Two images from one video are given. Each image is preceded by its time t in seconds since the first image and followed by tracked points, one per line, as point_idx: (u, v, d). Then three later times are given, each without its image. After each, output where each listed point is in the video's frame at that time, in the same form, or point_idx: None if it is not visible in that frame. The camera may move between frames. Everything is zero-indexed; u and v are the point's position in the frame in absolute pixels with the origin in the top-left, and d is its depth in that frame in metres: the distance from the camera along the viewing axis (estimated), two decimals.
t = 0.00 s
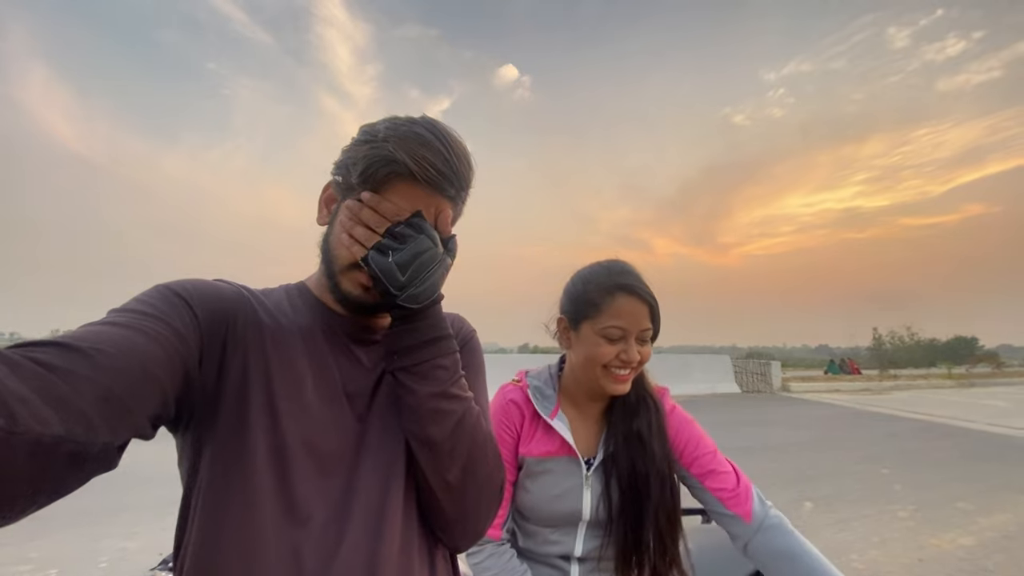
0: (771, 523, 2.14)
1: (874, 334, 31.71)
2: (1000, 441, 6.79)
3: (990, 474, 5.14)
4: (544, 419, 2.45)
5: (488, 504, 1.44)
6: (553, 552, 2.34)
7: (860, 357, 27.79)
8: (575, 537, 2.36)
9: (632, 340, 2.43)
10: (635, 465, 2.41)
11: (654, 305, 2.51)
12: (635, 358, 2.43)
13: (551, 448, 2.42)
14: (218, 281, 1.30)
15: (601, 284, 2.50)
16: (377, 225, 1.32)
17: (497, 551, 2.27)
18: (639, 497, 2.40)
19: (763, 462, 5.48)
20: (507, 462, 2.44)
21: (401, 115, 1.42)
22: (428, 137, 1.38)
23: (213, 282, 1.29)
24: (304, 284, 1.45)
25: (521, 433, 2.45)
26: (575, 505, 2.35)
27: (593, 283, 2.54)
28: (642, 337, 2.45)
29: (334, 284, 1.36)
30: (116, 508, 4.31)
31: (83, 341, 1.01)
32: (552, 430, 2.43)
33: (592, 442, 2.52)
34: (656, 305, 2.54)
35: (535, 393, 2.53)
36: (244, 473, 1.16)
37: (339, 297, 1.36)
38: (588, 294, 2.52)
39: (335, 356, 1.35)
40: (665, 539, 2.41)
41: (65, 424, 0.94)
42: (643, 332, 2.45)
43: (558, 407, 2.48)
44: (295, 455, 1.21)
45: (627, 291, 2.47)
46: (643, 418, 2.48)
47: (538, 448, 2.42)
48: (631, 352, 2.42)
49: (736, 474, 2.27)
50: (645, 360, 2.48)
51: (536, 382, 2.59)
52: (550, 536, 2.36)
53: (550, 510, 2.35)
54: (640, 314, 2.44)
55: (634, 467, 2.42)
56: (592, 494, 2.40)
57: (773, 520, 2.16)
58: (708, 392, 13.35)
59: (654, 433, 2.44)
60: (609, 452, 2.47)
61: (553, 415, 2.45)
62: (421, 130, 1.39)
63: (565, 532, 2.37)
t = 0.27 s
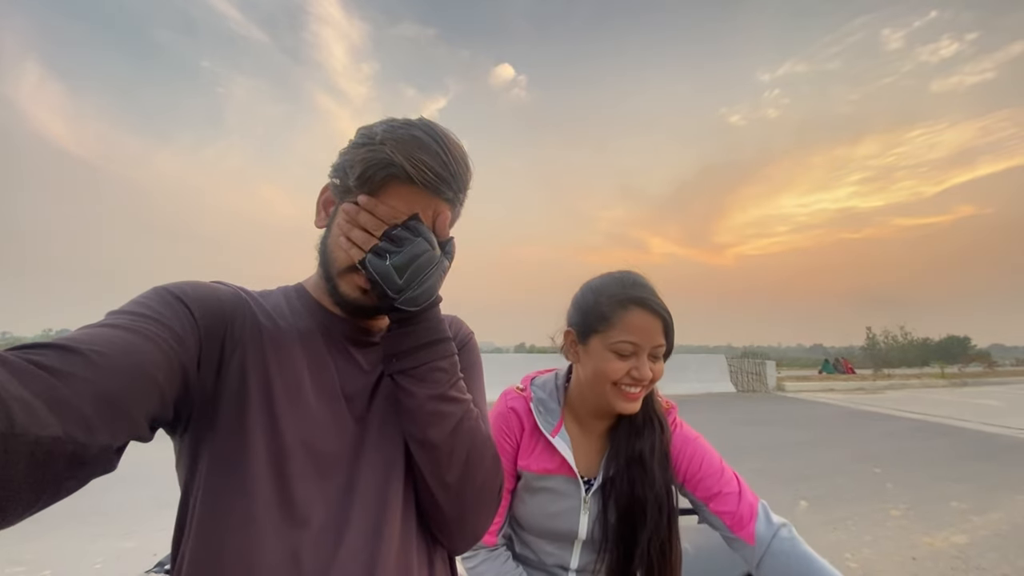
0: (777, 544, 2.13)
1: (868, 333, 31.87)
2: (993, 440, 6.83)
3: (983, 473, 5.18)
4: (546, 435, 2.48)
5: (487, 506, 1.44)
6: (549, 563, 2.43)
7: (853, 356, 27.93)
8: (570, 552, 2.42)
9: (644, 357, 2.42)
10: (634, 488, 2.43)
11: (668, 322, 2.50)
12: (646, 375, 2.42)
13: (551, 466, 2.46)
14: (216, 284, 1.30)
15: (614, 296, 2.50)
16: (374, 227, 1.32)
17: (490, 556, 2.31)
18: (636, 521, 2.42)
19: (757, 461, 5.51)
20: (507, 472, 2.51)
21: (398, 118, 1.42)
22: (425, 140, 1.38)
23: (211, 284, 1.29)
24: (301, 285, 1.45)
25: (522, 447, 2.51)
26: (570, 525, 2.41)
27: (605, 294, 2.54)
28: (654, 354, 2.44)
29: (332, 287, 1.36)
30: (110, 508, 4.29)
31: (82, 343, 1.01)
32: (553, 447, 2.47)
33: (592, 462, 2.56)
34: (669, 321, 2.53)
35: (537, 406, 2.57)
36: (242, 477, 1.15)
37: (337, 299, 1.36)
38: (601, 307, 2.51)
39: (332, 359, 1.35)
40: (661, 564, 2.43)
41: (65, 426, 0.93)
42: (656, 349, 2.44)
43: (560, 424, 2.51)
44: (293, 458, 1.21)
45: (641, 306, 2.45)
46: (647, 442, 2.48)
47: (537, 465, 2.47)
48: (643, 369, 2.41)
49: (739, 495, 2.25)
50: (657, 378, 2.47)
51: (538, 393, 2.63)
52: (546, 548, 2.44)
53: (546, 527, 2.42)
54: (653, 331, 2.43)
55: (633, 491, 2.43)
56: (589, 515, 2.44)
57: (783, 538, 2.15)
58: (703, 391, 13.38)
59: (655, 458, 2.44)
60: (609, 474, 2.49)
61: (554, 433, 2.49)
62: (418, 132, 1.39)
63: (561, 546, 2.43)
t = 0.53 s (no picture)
0: (781, 554, 2.11)
1: (862, 334, 32.01)
2: (987, 440, 6.87)
3: (977, 473, 5.20)
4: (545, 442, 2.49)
5: (485, 505, 1.44)
6: (548, 568, 2.44)
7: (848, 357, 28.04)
8: (570, 559, 2.43)
9: (642, 363, 2.42)
10: (634, 498, 2.44)
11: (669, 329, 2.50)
12: (645, 381, 2.42)
13: (549, 473, 2.47)
14: (216, 283, 1.30)
15: (614, 301, 2.50)
16: (373, 227, 1.32)
17: (487, 559, 2.32)
18: (636, 530, 2.42)
19: (753, 461, 5.53)
20: (505, 477, 2.52)
21: (397, 118, 1.42)
22: (425, 139, 1.38)
23: (210, 284, 1.28)
24: (301, 285, 1.45)
25: (520, 453, 2.52)
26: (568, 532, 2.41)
27: (603, 298, 2.55)
28: (653, 359, 2.44)
29: (331, 287, 1.36)
30: (104, 509, 4.27)
31: (82, 342, 1.00)
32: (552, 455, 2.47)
33: (591, 470, 2.58)
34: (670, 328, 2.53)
35: (535, 411, 2.58)
36: (241, 476, 1.15)
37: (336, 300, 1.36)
38: (601, 312, 2.51)
39: (332, 359, 1.34)
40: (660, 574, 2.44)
41: (65, 425, 0.93)
42: (654, 355, 2.44)
43: (559, 431, 2.51)
44: (292, 457, 1.21)
45: (641, 312, 2.45)
46: (647, 451, 2.49)
47: (535, 472, 2.48)
48: (641, 375, 2.41)
49: (741, 504, 2.25)
50: (656, 383, 2.47)
51: (537, 399, 2.65)
52: (544, 553, 2.45)
53: (544, 534, 2.43)
54: (652, 336, 2.43)
55: (633, 501, 2.44)
56: (588, 524, 2.44)
57: (787, 548, 2.13)
58: (698, 391, 13.41)
59: (656, 468, 2.46)
60: (609, 483, 2.49)
61: (552, 440, 2.49)
62: (418, 132, 1.39)
63: (560, 552, 2.44)
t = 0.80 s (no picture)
0: (778, 550, 2.14)
1: (857, 335, 32.13)
2: (981, 440, 6.91)
3: (971, 473, 5.23)
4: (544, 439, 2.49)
5: (484, 504, 1.44)
6: (548, 566, 2.43)
7: (843, 357, 28.14)
8: (569, 556, 2.42)
9: (631, 350, 2.45)
10: (633, 493, 2.44)
11: (655, 315, 2.53)
12: (635, 369, 2.44)
13: (549, 469, 2.48)
14: (215, 282, 1.29)
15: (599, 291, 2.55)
16: (373, 227, 1.32)
17: (487, 557, 2.31)
18: (635, 526, 2.43)
19: (749, 462, 5.54)
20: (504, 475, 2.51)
21: (398, 119, 1.42)
22: (425, 141, 1.38)
23: (210, 282, 1.28)
24: (300, 285, 1.45)
25: (520, 449, 2.53)
26: (568, 529, 2.41)
27: (590, 291, 2.60)
28: (642, 346, 2.47)
29: (331, 287, 1.36)
30: (96, 511, 4.23)
31: (83, 338, 1.00)
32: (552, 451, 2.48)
33: (589, 465, 2.58)
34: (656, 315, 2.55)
35: (534, 408, 2.58)
36: (242, 474, 1.15)
37: (336, 299, 1.35)
38: (587, 304, 2.56)
39: (332, 358, 1.34)
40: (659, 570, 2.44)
41: (67, 419, 0.92)
42: (643, 341, 2.47)
43: (558, 427, 2.52)
44: (292, 455, 1.20)
45: (625, 300, 2.49)
46: (646, 446, 2.48)
47: (535, 468, 2.48)
48: (631, 362, 2.43)
49: (739, 501, 2.26)
50: (648, 372, 2.48)
51: (536, 395, 2.65)
52: (544, 551, 2.44)
53: (544, 531, 2.43)
54: (638, 323, 2.46)
55: (632, 496, 2.44)
56: (587, 519, 2.45)
57: (783, 545, 2.15)
58: (694, 392, 13.44)
59: (654, 464, 2.45)
60: (608, 479, 2.50)
61: (552, 436, 2.49)
62: (418, 133, 1.39)
63: (560, 549, 2.44)
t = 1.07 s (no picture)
0: (784, 558, 2.14)
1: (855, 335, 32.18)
2: (979, 440, 6.92)
3: (970, 473, 5.24)
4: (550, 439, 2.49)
5: (484, 508, 1.44)
6: (548, 569, 2.42)
7: (841, 357, 28.18)
8: (571, 559, 2.42)
9: (628, 343, 2.46)
10: (637, 495, 2.44)
11: (651, 309, 2.55)
12: (634, 362, 2.44)
13: (553, 470, 2.48)
14: (212, 285, 1.29)
15: (596, 288, 2.61)
16: (370, 229, 1.31)
17: (487, 557, 2.31)
18: (638, 528, 2.42)
19: (748, 462, 5.54)
20: (507, 475, 2.52)
21: (396, 123, 1.41)
22: (423, 144, 1.37)
23: (207, 286, 1.27)
24: (298, 288, 1.44)
25: (525, 449, 2.53)
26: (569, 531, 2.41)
27: (589, 289, 2.65)
28: (639, 339, 2.49)
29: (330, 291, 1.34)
30: (95, 511, 4.22)
31: (79, 343, 0.99)
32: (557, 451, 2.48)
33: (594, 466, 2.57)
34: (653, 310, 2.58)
35: (540, 408, 2.58)
36: (239, 478, 1.14)
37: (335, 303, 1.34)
38: (585, 302, 2.61)
39: (330, 361, 1.34)
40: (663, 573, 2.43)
41: (61, 425, 0.91)
42: (639, 334, 2.49)
43: (564, 427, 2.51)
44: (289, 459, 1.19)
45: (621, 295, 2.54)
46: (651, 449, 2.48)
47: (539, 468, 2.48)
48: (629, 355, 2.44)
49: (745, 507, 2.26)
50: (647, 366, 2.49)
51: (541, 395, 2.64)
52: (544, 555, 2.43)
53: (545, 533, 2.42)
54: (634, 316, 2.50)
55: (636, 497, 2.44)
56: (591, 521, 2.45)
57: (789, 553, 2.16)
58: (693, 392, 13.45)
59: (659, 465, 2.44)
60: (613, 480, 2.50)
61: (558, 436, 2.49)
62: (416, 137, 1.38)
63: (561, 552, 2.43)
